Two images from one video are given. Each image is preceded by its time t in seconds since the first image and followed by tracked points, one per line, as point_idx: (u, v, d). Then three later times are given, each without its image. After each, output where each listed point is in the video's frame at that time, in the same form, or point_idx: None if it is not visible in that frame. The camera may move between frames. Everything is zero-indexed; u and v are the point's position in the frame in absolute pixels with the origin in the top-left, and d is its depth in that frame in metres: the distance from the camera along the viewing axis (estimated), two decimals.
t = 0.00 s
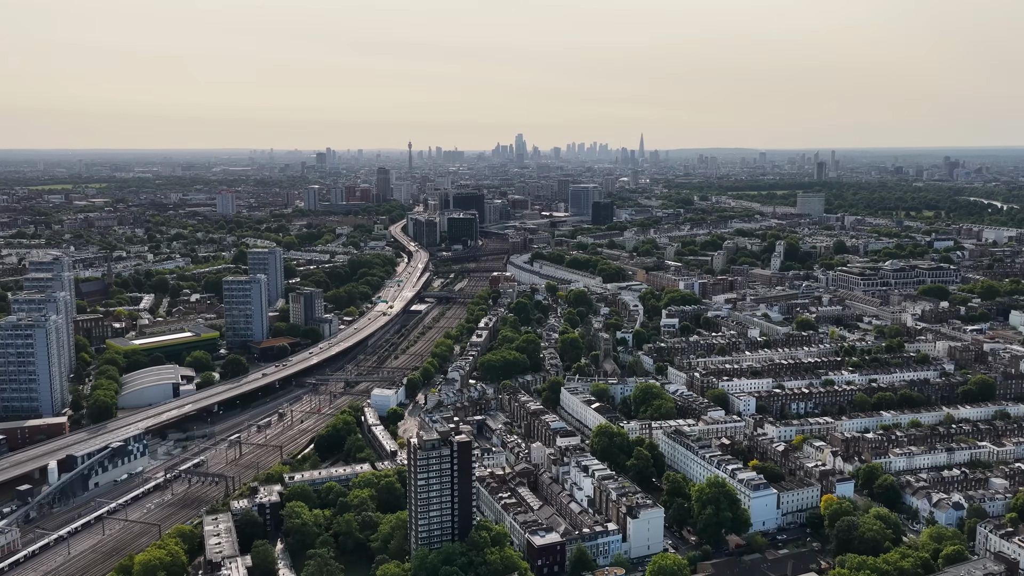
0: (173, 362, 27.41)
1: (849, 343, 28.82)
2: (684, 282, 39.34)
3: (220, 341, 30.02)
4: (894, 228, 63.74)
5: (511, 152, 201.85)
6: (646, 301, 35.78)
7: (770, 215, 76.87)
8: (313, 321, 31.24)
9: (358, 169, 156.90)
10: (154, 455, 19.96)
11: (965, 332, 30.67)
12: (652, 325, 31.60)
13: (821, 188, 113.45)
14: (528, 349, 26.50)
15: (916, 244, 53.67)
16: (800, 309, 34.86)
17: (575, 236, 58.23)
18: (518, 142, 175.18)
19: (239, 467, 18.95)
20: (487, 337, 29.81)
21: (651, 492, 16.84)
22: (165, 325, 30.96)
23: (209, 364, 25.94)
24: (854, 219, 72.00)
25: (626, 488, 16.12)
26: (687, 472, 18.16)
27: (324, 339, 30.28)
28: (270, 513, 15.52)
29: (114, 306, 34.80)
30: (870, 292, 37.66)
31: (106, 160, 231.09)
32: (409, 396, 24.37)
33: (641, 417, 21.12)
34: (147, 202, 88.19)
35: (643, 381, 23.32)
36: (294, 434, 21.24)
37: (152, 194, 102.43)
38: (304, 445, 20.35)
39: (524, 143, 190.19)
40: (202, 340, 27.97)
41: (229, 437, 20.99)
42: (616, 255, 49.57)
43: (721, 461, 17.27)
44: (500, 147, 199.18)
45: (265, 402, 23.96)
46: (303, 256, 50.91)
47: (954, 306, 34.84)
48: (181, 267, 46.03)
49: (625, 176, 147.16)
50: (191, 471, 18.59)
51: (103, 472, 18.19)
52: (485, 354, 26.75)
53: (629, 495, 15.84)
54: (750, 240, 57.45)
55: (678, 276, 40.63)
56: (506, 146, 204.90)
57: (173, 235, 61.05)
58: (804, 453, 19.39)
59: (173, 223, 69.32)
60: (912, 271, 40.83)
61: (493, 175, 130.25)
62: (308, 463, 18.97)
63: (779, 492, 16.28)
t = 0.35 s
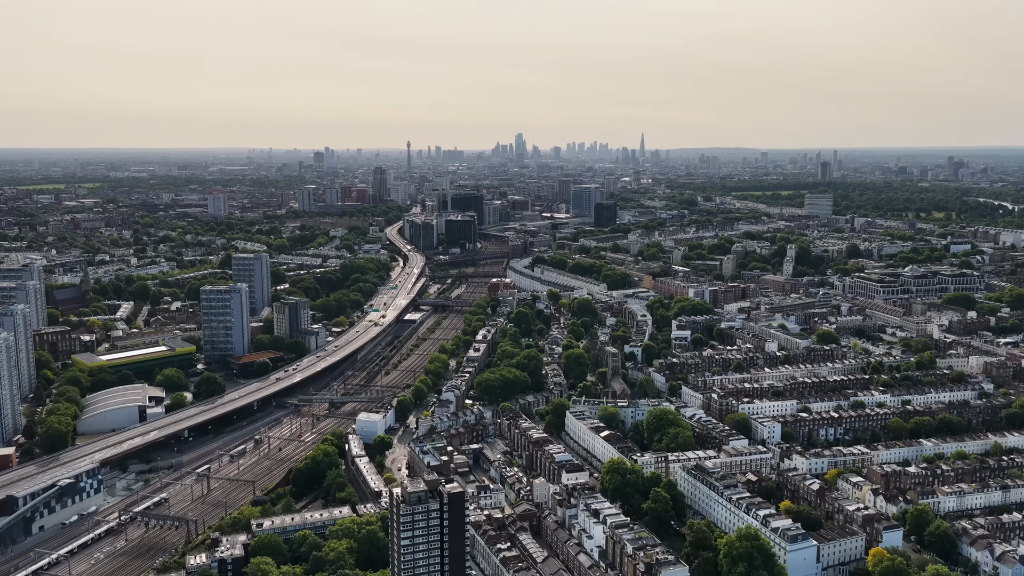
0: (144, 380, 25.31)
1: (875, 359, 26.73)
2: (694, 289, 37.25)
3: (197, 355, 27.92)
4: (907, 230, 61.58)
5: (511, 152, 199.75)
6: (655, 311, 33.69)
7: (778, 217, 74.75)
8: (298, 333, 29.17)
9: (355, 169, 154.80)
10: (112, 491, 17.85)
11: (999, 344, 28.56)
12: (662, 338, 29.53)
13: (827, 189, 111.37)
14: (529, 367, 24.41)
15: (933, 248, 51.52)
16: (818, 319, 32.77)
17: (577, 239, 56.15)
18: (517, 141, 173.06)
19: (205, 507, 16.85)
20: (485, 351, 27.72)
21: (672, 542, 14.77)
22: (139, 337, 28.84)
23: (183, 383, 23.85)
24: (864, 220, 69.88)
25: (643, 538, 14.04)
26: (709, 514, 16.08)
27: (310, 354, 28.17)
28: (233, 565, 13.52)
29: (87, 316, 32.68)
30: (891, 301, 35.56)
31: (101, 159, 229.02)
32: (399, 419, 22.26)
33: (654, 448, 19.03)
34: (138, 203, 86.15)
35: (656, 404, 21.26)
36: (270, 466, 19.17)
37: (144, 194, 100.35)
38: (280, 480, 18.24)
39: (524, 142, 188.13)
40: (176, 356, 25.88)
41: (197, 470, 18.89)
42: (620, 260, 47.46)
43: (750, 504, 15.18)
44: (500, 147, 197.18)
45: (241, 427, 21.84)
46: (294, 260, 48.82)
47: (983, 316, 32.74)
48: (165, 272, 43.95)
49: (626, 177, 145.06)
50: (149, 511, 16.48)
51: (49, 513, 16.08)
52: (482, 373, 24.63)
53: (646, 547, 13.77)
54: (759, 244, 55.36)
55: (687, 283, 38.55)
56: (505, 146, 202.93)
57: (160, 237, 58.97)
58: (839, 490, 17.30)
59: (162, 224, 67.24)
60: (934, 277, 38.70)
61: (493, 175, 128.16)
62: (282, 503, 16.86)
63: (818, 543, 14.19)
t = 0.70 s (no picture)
0: (112, 401, 23.19)
1: (907, 376, 24.59)
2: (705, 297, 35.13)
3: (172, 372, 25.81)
4: (922, 233, 59.46)
5: (512, 151, 197.44)
6: (664, 322, 31.56)
7: (786, 218, 72.64)
8: (282, 347, 27.06)
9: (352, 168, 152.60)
10: (59, 537, 15.69)
11: None
12: (674, 352, 27.42)
13: (833, 188, 109.16)
14: (531, 387, 22.35)
15: (952, 251, 49.38)
16: (839, 331, 30.66)
17: (580, 241, 54.03)
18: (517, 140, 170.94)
19: (162, 558, 14.69)
20: (483, 367, 25.63)
21: None
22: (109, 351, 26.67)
23: (151, 406, 21.70)
24: (876, 222, 67.74)
25: None
26: (740, 570, 13.98)
27: (293, 370, 26.05)
28: None
29: (58, 326, 30.49)
30: (915, 310, 33.44)
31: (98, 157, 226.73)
32: (388, 447, 20.16)
33: (673, 486, 16.93)
34: (129, 203, 83.97)
35: (673, 434, 19.29)
36: (241, 505, 17.02)
37: (136, 194, 98.20)
38: (251, 524, 16.09)
39: (524, 141, 185.99)
40: (147, 374, 23.78)
41: (157, 510, 16.73)
42: (626, 263, 45.34)
43: (789, 561, 13.08)
44: (500, 146, 195.07)
45: (211, 457, 19.69)
46: (284, 264, 46.65)
47: (1016, 327, 30.62)
48: (147, 278, 41.79)
49: (627, 176, 142.94)
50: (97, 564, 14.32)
51: None
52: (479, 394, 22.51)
53: None
54: (769, 247, 53.21)
55: (697, 290, 36.43)
56: (506, 145, 200.78)
57: (147, 239, 56.79)
58: (885, 536, 15.25)
59: (150, 226, 65.06)
60: (959, 283, 36.57)
61: (493, 175, 125.93)
62: (250, 553, 14.77)
63: None
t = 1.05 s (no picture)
0: (72, 426, 21.10)
1: (945, 398, 22.48)
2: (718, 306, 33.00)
3: (142, 391, 23.72)
4: (937, 235, 57.34)
5: (512, 151, 195.27)
6: (676, 334, 29.45)
7: (795, 220, 70.54)
8: (262, 364, 24.96)
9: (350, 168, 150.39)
10: None
11: None
12: (688, 369, 25.29)
13: (840, 189, 107.06)
14: (534, 413, 20.27)
15: (972, 256, 47.27)
16: (864, 344, 28.54)
17: (584, 244, 51.94)
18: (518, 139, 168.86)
19: None
20: (481, 387, 23.54)
21: None
22: (74, 368, 24.53)
23: (112, 434, 19.58)
24: (888, 224, 65.65)
25: None
26: None
27: (274, 389, 23.92)
28: None
29: (24, 340, 28.31)
30: (943, 321, 31.32)
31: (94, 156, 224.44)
32: (373, 482, 18.03)
33: (696, 535, 14.83)
34: (119, 204, 81.77)
35: (693, 469, 17.18)
36: (201, 556, 14.88)
37: (128, 194, 95.99)
38: None
39: (525, 141, 183.86)
40: (112, 396, 21.67)
41: (105, 564, 14.57)
42: (632, 268, 43.21)
43: None
44: (500, 146, 192.94)
45: (174, 496, 17.53)
46: (273, 269, 44.49)
47: None
48: (128, 284, 39.62)
49: (630, 176, 140.82)
50: None
51: None
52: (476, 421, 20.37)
53: None
54: (780, 250, 51.09)
55: (709, 298, 34.31)
56: (506, 144, 198.65)
57: (134, 242, 54.60)
58: None
59: (138, 227, 62.88)
60: (987, 292, 34.44)
61: (494, 175, 123.63)
62: None
63: None
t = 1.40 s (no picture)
0: (24, 457, 19.09)
1: (990, 425, 20.38)
2: (733, 317, 30.90)
3: (107, 416, 21.63)
4: (954, 239, 55.27)
5: (513, 151, 193.25)
6: (689, 350, 27.37)
7: (805, 223, 68.50)
8: (240, 384, 22.91)
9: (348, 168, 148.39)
10: None
11: None
12: (705, 390, 23.21)
13: (847, 190, 105.01)
14: (537, 445, 18.17)
15: (995, 261, 45.20)
16: (892, 361, 26.46)
17: (588, 249, 49.88)
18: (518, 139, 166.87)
19: None
20: (478, 411, 21.43)
21: None
22: (34, 388, 22.43)
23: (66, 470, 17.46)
24: (901, 227, 63.60)
25: None
26: None
27: (251, 414, 21.81)
28: None
29: None
30: (975, 335, 29.24)
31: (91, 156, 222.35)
32: (356, 527, 15.94)
33: None
34: (109, 206, 79.72)
35: (718, 515, 15.10)
36: None
37: (120, 195, 93.96)
38: None
39: (525, 141, 181.80)
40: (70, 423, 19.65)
41: None
42: (639, 275, 41.15)
43: None
44: (501, 146, 191.03)
45: (129, 545, 15.44)
46: (262, 275, 42.44)
47: None
48: (107, 292, 37.55)
49: (632, 176, 138.76)
50: None
51: None
52: (473, 454, 18.28)
53: None
54: (792, 255, 48.99)
55: (722, 308, 32.25)
56: (507, 145, 196.63)
57: (119, 246, 52.55)
58: None
59: (126, 231, 60.84)
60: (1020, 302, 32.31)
61: (494, 176, 121.56)
62: None
63: None
